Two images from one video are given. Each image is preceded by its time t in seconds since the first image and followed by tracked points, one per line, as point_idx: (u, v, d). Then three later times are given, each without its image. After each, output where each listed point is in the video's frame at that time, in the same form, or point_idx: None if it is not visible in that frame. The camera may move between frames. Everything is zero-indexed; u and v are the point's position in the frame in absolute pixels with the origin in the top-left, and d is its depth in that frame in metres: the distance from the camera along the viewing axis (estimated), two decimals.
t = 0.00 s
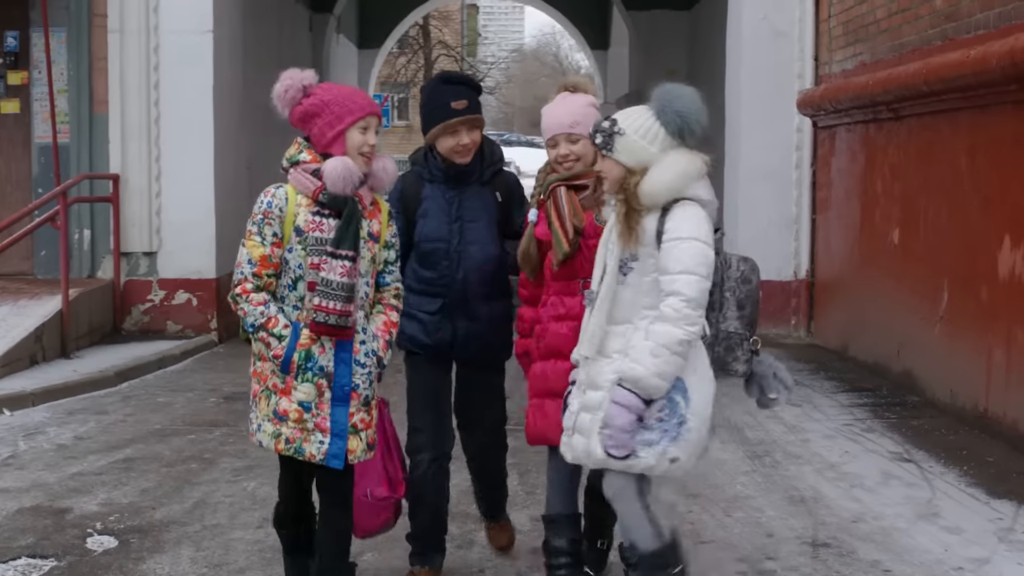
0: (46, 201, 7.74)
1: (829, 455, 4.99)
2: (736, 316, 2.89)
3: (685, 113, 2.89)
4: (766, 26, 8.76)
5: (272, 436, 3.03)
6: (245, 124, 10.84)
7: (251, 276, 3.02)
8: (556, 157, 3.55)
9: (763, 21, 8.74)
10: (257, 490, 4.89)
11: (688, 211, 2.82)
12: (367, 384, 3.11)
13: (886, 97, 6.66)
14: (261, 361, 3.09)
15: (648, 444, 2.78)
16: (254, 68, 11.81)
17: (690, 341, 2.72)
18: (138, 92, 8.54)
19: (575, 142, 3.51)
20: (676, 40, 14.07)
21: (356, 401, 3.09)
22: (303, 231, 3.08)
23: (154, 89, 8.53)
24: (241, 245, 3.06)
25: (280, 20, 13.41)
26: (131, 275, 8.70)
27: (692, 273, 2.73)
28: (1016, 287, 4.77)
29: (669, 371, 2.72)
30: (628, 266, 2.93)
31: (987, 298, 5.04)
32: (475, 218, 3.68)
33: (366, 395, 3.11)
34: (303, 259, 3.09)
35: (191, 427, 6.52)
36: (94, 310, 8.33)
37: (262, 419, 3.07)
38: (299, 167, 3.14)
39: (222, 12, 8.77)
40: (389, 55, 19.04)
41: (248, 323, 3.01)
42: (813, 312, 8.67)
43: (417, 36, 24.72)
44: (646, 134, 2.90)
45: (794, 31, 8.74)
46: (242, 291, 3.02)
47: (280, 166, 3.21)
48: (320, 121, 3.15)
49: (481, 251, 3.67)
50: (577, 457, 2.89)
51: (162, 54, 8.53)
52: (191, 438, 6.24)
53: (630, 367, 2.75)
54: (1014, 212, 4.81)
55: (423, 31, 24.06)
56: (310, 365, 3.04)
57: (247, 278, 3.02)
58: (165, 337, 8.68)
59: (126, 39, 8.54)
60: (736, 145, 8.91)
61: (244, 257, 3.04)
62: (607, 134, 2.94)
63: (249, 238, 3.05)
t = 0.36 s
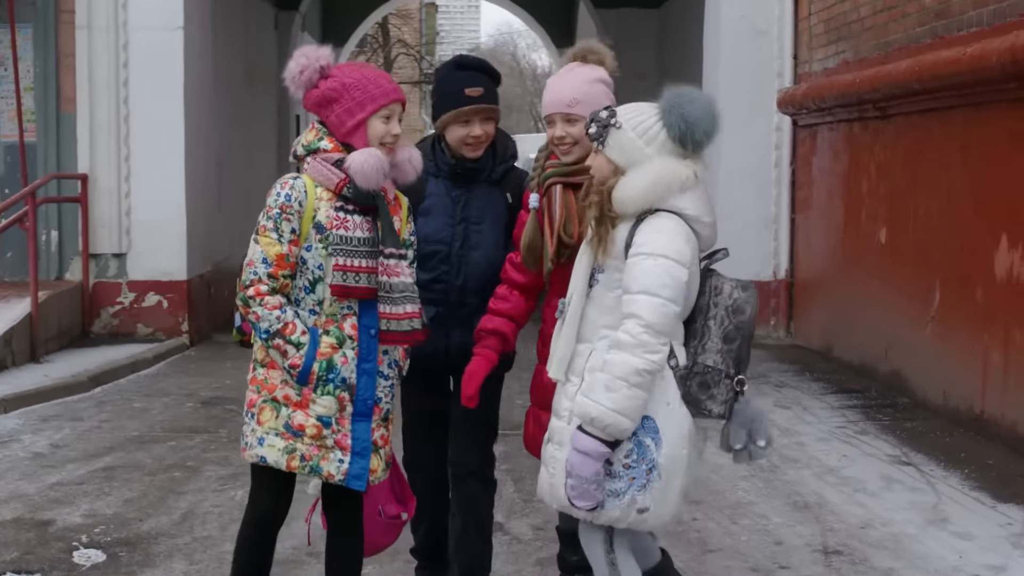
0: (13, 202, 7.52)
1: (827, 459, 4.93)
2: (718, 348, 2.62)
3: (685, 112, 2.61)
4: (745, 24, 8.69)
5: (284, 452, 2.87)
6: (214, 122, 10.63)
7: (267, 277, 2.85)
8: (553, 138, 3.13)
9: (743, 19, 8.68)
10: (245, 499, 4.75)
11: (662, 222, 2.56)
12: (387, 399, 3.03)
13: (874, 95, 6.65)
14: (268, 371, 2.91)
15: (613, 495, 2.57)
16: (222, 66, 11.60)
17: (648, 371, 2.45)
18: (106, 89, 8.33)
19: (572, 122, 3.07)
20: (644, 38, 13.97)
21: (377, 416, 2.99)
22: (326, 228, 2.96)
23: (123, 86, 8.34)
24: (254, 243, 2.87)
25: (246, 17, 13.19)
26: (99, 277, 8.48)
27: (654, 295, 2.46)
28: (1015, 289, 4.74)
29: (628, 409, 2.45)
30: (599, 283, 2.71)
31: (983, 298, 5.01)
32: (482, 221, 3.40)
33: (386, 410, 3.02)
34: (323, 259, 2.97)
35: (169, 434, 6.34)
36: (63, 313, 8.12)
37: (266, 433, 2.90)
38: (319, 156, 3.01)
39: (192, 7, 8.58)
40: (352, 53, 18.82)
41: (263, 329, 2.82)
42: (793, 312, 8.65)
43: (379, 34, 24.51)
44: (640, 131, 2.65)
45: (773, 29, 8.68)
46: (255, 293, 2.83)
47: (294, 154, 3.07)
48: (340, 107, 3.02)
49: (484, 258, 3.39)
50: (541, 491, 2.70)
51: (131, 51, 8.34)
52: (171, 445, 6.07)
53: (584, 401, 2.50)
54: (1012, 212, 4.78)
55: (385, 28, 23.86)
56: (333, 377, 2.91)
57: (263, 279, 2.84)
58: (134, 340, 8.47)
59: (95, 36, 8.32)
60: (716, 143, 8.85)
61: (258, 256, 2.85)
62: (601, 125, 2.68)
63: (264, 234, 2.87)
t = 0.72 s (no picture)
0: None
1: (824, 468, 4.88)
2: (759, 359, 2.41)
3: (713, 98, 2.38)
4: (722, 27, 8.64)
5: (292, 510, 2.63)
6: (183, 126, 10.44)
7: (253, 319, 2.56)
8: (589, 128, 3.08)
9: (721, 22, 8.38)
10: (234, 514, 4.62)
11: (696, 224, 2.34)
12: (392, 438, 2.83)
13: (861, 99, 6.61)
14: (259, 422, 2.65)
15: (644, 521, 2.38)
16: (190, 68, 11.39)
17: (685, 388, 2.23)
18: (74, 92, 8.12)
19: (608, 110, 3.05)
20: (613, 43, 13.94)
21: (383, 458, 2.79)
22: (311, 257, 2.71)
23: (92, 90, 8.13)
24: (233, 283, 2.58)
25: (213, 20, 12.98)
26: (68, 285, 8.27)
27: (690, 306, 2.24)
28: (1013, 295, 4.71)
29: (662, 428, 2.22)
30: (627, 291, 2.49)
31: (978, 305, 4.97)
32: (506, 227, 3.28)
33: (391, 450, 2.83)
34: (311, 291, 2.72)
35: (148, 446, 6.18)
36: (32, 322, 7.91)
37: (264, 490, 2.64)
38: (292, 177, 2.77)
39: (162, 9, 8.40)
40: (317, 56, 18.63)
41: (254, 379, 2.54)
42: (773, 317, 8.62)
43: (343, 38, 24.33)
44: (665, 124, 2.42)
45: (752, 32, 8.64)
46: (241, 338, 2.54)
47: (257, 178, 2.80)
48: (312, 122, 2.77)
49: (503, 266, 3.25)
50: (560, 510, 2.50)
51: (100, 54, 8.14)
52: (152, 457, 5.87)
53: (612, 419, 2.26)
54: (1009, 217, 4.76)
55: (349, 32, 23.68)
56: (338, 421, 2.68)
57: (248, 322, 2.55)
58: (104, 349, 8.27)
59: (63, 38, 8.11)
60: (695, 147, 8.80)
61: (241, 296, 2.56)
62: (623, 122, 2.46)
63: (245, 272, 2.58)
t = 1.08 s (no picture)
0: None
1: (807, 477, 4.83)
2: (805, 371, 2.19)
3: (760, 103, 2.24)
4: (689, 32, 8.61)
5: (292, 557, 2.22)
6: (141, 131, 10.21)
7: (235, 342, 2.11)
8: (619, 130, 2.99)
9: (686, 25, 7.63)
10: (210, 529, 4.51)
11: (747, 229, 2.16)
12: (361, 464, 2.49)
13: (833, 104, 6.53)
14: (235, 466, 2.20)
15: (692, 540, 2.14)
16: (145, 72, 11.15)
17: (743, 403, 2.05)
18: (29, 97, 7.90)
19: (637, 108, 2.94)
20: (571, 48, 13.92)
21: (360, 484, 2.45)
22: (282, 264, 2.29)
23: (48, 94, 7.92)
24: (205, 303, 2.10)
25: (167, 23, 12.75)
26: (24, 293, 8.03)
27: (746, 314, 2.06)
28: (994, 299, 4.72)
29: (721, 445, 2.04)
30: (666, 299, 2.26)
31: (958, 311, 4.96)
32: (512, 237, 3.20)
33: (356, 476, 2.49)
34: (285, 304, 2.30)
35: (114, 458, 5.99)
36: None
37: (256, 545, 2.20)
38: (242, 176, 2.26)
39: (119, 12, 8.20)
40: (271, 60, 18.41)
41: (240, 413, 2.11)
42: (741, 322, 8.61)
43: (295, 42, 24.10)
44: (715, 126, 2.25)
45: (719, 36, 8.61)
46: (225, 365, 2.08)
47: (195, 178, 2.24)
48: (273, 112, 2.37)
49: (509, 277, 3.18)
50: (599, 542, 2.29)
51: (56, 58, 7.93)
52: (119, 470, 5.62)
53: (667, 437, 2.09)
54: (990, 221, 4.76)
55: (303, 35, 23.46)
56: (327, 451, 2.30)
57: (231, 346, 2.10)
58: (61, 359, 8.04)
59: (18, 42, 7.89)
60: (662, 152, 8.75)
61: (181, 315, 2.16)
62: (669, 120, 2.27)
63: (219, 289, 2.12)
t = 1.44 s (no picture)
0: None
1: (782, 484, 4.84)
2: (846, 392, 2.20)
3: (779, 110, 2.27)
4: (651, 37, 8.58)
5: None
6: (94, 136, 9.98)
7: (243, 359, 2.07)
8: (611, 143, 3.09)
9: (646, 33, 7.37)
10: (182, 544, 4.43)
11: (790, 242, 2.22)
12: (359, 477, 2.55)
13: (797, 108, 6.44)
14: (241, 489, 2.20)
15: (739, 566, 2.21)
16: (97, 76, 10.90)
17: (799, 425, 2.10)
18: None
19: (624, 120, 3.02)
20: (525, 54, 13.86)
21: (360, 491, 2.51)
22: (279, 274, 2.26)
23: None
24: (211, 321, 2.05)
25: (118, 27, 12.50)
26: None
27: (795, 332, 2.12)
28: (966, 304, 4.77)
29: (780, 471, 2.08)
30: (705, 315, 2.35)
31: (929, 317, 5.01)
32: (484, 246, 3.21)
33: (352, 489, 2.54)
34: (284, 315, 2.27)
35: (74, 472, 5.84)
36: None
37: (268, 571, 2.20)
38: (232, 181, 2.22)
39: (71, 14, 7.99)
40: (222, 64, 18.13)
41: (250, 435, 2.07)
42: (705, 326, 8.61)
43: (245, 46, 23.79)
44: (727, 140, 2.33)
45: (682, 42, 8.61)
46: (236, 386, 2.03)
47: (180, 184, 2.17)
48: (257, 111, 2.33)
49: (487, 285, 3.19)
50: (637, 561, 2.46)
51: (6, 61, 7.69)
52: (82, 484, 5.46)
53: (726, 466, 2.11)
54: (962, 225, 4.81)
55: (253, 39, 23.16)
56: (330, 467, 2.33)
57: (239, 365, 2.06)
58: (13, 370, 7.82)
59: None
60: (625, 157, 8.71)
61: (167, 331, 2.18)
62: (684, 136, 2.40)
63: (224, 305, 2.07)
